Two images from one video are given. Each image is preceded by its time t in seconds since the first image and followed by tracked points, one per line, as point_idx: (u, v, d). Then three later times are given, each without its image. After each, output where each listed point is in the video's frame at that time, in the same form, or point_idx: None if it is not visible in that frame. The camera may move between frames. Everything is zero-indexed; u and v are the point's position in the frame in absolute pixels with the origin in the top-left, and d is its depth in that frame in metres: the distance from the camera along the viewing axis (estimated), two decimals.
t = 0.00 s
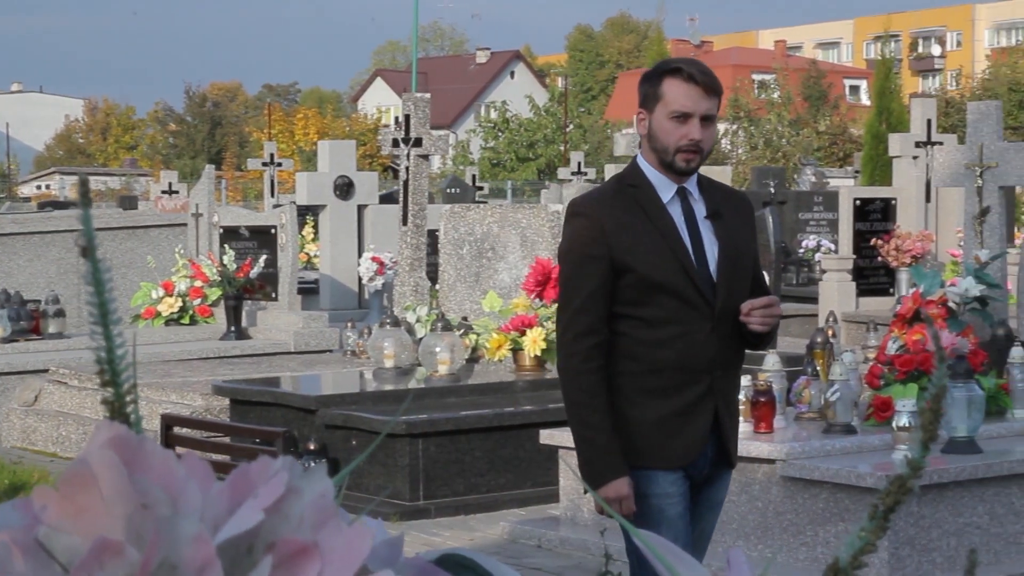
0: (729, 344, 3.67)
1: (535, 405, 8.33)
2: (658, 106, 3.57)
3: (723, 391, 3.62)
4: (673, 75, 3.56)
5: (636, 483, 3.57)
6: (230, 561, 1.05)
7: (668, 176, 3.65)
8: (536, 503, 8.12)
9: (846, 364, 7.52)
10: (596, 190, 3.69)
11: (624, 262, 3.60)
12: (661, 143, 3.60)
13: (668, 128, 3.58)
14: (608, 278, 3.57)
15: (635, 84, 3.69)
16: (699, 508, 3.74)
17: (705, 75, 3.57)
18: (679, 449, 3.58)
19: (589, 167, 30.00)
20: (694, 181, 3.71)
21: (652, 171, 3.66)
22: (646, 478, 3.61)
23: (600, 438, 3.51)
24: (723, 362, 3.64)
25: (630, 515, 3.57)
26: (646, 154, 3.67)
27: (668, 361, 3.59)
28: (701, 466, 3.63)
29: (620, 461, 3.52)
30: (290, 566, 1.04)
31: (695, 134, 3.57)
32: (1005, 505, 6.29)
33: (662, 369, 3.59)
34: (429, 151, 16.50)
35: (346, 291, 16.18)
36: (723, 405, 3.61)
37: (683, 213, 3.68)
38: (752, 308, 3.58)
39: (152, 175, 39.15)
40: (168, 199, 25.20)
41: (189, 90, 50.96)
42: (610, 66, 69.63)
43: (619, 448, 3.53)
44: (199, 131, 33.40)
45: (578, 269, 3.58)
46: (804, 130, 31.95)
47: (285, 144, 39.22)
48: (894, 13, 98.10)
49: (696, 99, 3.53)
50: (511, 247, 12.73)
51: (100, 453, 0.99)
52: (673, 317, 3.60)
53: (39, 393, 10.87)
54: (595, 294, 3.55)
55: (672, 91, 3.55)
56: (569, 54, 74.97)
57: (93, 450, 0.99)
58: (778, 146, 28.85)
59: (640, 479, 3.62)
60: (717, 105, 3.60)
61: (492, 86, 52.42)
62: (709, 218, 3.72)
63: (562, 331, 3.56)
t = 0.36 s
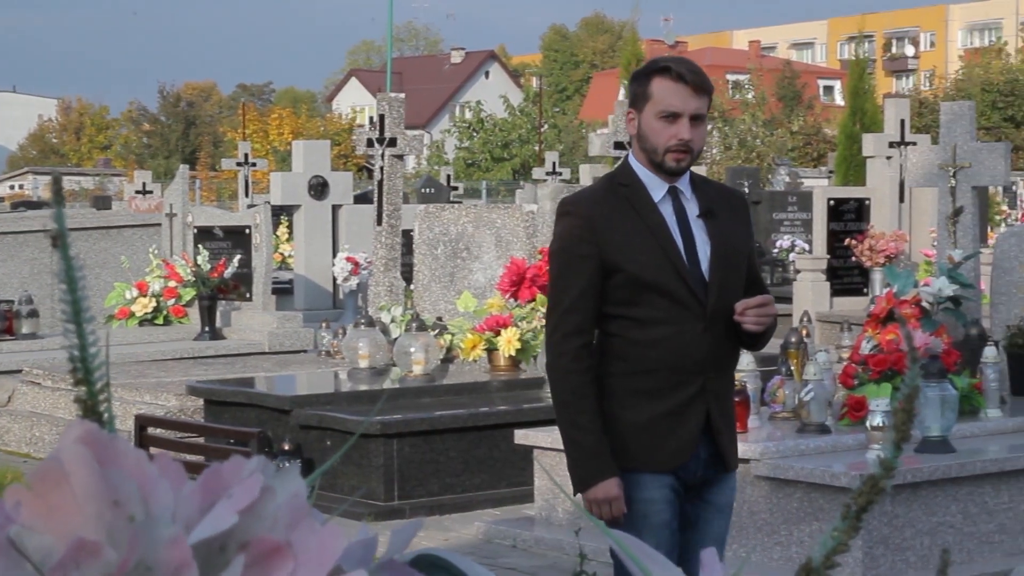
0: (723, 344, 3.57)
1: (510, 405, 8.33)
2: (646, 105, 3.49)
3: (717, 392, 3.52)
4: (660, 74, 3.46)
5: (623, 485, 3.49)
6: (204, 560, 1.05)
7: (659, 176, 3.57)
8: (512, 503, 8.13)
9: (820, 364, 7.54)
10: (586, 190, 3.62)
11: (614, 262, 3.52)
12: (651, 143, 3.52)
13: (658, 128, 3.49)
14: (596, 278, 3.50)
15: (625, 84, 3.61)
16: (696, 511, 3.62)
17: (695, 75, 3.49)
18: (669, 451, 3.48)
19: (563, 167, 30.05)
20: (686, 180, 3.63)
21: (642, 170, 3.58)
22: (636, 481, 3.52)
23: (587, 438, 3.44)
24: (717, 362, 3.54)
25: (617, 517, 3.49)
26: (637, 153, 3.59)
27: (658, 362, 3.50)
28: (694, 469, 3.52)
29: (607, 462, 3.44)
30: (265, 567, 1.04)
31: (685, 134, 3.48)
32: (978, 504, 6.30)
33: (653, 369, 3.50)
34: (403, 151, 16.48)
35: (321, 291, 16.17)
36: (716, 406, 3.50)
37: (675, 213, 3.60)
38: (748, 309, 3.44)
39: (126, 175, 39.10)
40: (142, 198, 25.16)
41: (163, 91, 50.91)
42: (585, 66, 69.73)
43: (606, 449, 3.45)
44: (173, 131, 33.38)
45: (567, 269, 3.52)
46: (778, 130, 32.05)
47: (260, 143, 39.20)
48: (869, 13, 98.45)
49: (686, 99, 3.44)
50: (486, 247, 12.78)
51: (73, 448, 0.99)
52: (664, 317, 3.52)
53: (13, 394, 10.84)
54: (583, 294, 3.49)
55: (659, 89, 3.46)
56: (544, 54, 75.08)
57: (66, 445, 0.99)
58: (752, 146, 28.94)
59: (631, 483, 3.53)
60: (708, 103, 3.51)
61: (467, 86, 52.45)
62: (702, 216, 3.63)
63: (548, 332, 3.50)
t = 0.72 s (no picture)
0: (700, 344, 3.55)
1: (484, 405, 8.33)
2: (632, 99, 3.52)
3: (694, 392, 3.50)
4: (648, 69, 3.50)
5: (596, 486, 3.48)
6: (169, 560, 1.05)
7: (642, 173, 3.58)
8: (485, 503, 8.13)
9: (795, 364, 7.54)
10: (566, 187, 3.61)
11: (590, 261, 3.52)
12: (635, 138, 3.54)
13: (642, 122, 3.51)
14: (571, 277, 3.51)
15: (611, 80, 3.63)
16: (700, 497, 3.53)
17: (684, 72, 3.52)
18: (643, 452, 3.46)
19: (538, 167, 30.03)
20: (668, 179, 3.63)
21: (624, 167, 3.58)
22: (611, 481, 3.51)
23: (557, 438, 3.44)
24: (693, 362, 3.52)
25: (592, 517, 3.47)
26: (619, 150, 3.60)
27: (632, 362, 3.50)
28: (672, 468, 3.49)
29: (579, 462, 3.43)
30: (229, 564, 1.04)
31: (669, 130, 3.50)
32: (951, 503, 6.32)
33: (627, 370, 3.50)
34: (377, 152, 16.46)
35: (294, 291, 16.15)
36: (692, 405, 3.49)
37: (654, 212, 3.59)
38: (722, 309, 3.45)
39: (99, 175, 38.96)
40: (116, 198, 25.06)
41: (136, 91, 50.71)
42: (559, 65, 69.68)
43: (578, 449, 3.44)
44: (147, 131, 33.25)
45: (543, 267, 3.52)
46: (752, 130, 32.08)
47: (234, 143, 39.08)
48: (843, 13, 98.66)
49: (673, 94, 3.48)
50: (460, 247, 12.80)
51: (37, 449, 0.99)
52: (639, 317, 3.52)
53: None
54: (557, 294, 3.49)
55: (646, 84, 3.50)
56: (518, 55, 74.98)
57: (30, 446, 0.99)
58: (727, 147, 29.00)
59: (605, 485, 3.52)
60: (694, 101, 3.54)
61: (441, 86, 52.35)
62: (683, 215, 3.62)
63: (523, 330, 3.51)
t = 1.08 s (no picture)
0: (688, 343, 3.49)
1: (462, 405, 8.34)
2: (619, 95, 3.48)
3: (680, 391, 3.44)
4: (635, 64, 3.47)
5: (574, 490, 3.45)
6: (144, 561, 1.05)
7: (629, 171, 3.53)
8: (463, 503, 8.14)
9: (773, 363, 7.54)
10: (554, 188, 3.58)
11: (573, 263, 3.49)
12: (621, 134, 3.50)
13: (629, 118, 3.47)
14: (553, 278, 3.48)
15: (602, 80, 3.60)
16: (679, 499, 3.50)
17: (671, 66, 3.48)
18: (624, 454, 3.41)
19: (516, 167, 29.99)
20: (658, 177, 3.57)
21: (611, 166, 3.54)
22: (593, 484, 3.48)
23: (533, 441, 3.42)
24: (680, 361, 3.46)
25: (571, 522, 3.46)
26: (609, 150, 3.56)
27: (614, 363, 3.45)
28: (658, 468, 3.44)
29: (555, 467, 3.42)
30: (204, 565, 1.04)
31: (655, 124, 3.46)
32: (929, 503, 6.34)
33: (609, 371, 3.46)
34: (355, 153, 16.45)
35: (273, 291, 16.12)
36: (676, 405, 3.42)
37: (643, 212, 3.54)
38: (703, 310, 3.37)
39: (77, 174, 38.83)
40: (94, 198, 24.97)
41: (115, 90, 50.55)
42: (537, 64, 69.61)
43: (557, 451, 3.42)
44: (125, 131, 33.14)
45: (526, 269, 3.49)
46: (731, 130, 32.09)
47: (212, 144, 38.98)
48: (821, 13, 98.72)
49: (660, 89, 3.44)
50: (438, 247, 12.78)
51: (13, 448, 0.99)
52: (621, 318, 3.47)
53: None
54: (538, 295, 3.47)
55: (633, 80, 3.46)
56: (497, 54, 74.92)
57: (5, 445, 0.99)
58: (705, 148, 29.03)
59: (587, 488, 3.50)
60: (682, 98, 3.50)
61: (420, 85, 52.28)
62: (672, 215, 3.56)
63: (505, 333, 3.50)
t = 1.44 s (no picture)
0: (698, 345, 3.40)
1: (442, 404, 8.34)
2: (632, 91, 3.40)
3: (686, 394, 3.35)
4: (650, 59, 3.39)
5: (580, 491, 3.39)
6: (124, 560, 1.05)
7: (642, 169, 3.45)
8: (443, 502, 8.13)
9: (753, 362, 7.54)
10: (565, 185, 3.51)
11: (581, 260, 3.41)
12: (634, 130, 3.42)
13: (641, 113, 3.39)
14: (561, 275, 3.41)
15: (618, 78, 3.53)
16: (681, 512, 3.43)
17: (685, 62, 3.40)
18: (629, 458, 3.34)
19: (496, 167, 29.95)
20: (671, 176, 3.48)
21: (624, 163, 3.46)
22: (598, 486, 3.41)
23: (540, 439, 3.36)
24: (689, 362, 3.37)
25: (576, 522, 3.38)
26: (623, 148, 3.48)
27: (620, 363, 3.38)
28: (663, 474, 3.36)
29: (562, 465, 3.35)
30: (185, 565, 1.04)
31: (670, 119, 3.37)
32: (907, 501, 6.35)
33: (615, 371, 3.39)
34: (334, 152, 16.42)
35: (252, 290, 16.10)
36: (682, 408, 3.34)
37: (654, 210, 3.46)
38: (708, 311, 3.30)
39: (55, 174, 38.68)
40: (72, 197, 24.87)
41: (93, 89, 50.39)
42: (516, 63, 69.55)
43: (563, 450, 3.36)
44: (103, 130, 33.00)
45: (535, 265, 3.43)
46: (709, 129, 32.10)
47: (191, 142, 38.87)
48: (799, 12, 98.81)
49: (673, 84, 3.36)
50: (417, 246, 12.74)
51: None
52: (628, 317, 3.40)
53: None
54: (546, 292, 3.40)
55: (649, 75, 3.38)
56: (476, 53, 74.86)
57: None
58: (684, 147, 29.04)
59: (592, 490, 3.43)
60: (697, 94, 3.41)
61: (399, 84, 52.22)
62: (684, 215, 3.48)
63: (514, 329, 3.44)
